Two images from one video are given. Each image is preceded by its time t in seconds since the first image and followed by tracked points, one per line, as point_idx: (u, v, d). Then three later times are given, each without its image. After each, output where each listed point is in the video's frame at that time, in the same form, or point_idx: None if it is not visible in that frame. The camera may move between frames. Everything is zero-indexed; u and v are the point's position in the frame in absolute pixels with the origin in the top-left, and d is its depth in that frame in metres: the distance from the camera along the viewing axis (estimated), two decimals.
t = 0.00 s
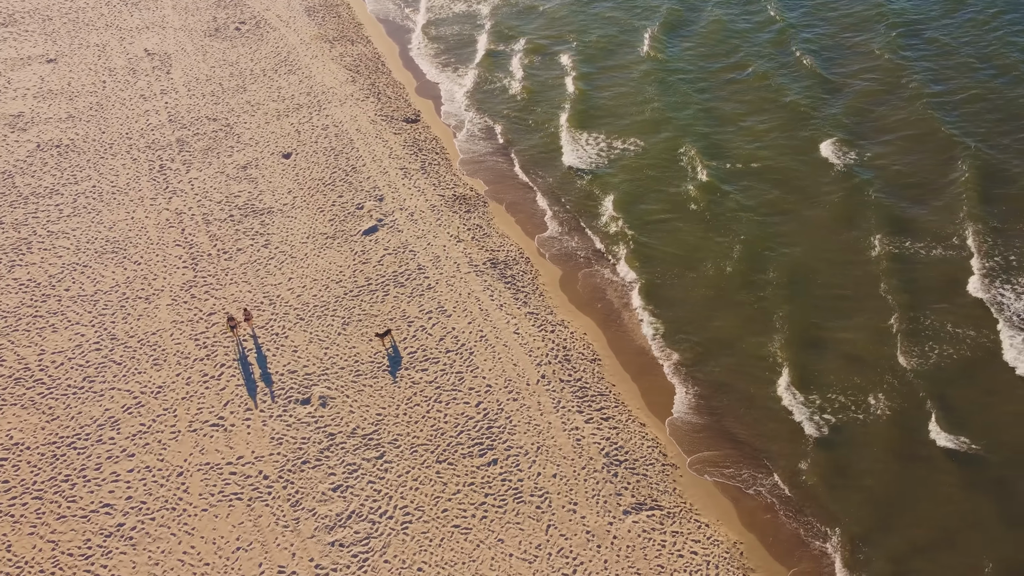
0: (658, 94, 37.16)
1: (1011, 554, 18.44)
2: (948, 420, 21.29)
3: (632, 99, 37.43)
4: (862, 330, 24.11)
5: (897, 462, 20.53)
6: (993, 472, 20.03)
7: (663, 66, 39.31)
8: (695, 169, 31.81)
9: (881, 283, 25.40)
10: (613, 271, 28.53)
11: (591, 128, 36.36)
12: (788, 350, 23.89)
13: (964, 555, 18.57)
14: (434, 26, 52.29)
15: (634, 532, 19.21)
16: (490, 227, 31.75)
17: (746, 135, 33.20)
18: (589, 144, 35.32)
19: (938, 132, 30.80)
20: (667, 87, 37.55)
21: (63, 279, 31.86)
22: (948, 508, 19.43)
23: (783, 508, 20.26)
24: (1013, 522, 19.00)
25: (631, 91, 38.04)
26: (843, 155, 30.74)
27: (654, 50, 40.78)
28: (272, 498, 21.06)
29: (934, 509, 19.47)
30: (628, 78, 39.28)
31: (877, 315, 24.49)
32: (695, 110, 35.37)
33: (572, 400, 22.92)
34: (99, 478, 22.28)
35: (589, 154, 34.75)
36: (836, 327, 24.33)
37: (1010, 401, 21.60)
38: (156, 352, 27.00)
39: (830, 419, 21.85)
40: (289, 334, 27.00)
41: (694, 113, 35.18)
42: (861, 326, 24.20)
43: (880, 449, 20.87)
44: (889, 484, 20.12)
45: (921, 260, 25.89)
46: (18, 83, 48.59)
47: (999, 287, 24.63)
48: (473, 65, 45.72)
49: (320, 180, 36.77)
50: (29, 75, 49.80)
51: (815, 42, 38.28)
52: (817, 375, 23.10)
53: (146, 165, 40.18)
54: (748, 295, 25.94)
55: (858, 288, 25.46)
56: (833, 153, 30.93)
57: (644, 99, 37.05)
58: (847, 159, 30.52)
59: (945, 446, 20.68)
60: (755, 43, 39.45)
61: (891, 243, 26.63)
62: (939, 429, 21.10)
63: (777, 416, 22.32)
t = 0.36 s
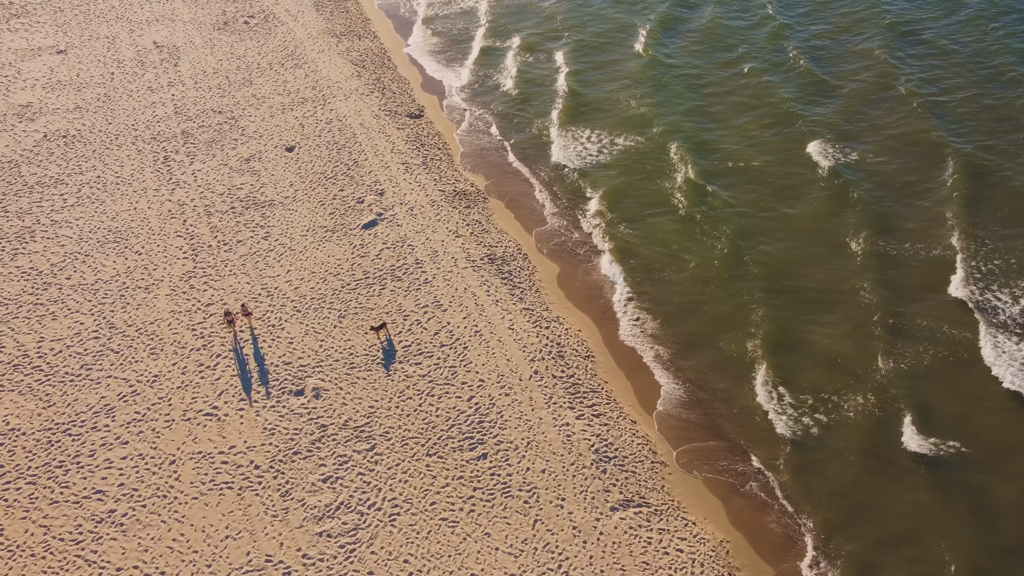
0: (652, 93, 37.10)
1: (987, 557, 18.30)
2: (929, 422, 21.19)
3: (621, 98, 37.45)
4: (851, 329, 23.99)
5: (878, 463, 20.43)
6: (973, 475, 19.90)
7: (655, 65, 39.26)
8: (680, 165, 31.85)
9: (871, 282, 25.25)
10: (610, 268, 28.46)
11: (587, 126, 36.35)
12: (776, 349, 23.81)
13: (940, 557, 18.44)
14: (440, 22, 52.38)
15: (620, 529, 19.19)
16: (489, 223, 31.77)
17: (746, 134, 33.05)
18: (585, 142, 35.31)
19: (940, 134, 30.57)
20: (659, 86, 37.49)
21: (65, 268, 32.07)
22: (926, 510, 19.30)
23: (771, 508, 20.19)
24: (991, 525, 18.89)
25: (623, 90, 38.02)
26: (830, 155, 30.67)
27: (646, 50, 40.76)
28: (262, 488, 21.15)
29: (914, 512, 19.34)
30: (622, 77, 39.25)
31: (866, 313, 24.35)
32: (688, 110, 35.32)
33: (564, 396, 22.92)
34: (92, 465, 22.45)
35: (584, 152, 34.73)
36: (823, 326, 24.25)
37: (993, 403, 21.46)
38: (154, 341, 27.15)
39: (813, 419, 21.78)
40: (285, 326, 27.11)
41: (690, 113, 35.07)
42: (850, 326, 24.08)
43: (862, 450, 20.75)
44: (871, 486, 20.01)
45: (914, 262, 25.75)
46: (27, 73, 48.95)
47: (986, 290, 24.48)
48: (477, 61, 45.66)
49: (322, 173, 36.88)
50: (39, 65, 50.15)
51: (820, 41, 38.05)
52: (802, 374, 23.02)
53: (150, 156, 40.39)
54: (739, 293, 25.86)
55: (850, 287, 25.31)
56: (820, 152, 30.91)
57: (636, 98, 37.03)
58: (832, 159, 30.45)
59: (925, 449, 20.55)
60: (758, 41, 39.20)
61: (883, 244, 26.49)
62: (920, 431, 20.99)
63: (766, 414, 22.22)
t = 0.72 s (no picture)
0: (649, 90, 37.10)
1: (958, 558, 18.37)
2: (910, 423, 21.26)
3: (613, 95, 37.55)
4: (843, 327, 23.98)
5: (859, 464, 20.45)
6: (951, 476, 19.91)
7: (649, 63, 39.28)
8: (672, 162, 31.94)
9: (862, 281, 25.25)
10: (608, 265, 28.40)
11: (586, 123, 36.38)
12: (767, 349, 23.80)
13: (913, 554, 18.51)
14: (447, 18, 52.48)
15: (607, 525, 19.19)
16: (489, 219, 31.78)
17: (748, 131, 32.92)
18: (586, 139, 35.27)
19: (942, 135, 30.42)
20: (654, 83, 37.49)
21: (67, 256, 32.30)
22: (902, 509, 19.33)
23: (759, 508, 20.12)
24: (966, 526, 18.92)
25: (616, 87, 38.09)
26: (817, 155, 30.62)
27: (640, 48, 40.79)
28: (253, 477, 21.27)
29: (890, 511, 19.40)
30: (616, 75, 39.29)
31: (856, 310, 24.33)
32: (687, 108, 35.31)
33: (557, 392, 22.92)
34: (86, 451, 22.61)
35: (588, 148, 34.67)
36: (814, 326, 24.21)
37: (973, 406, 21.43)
38: (152, 330, 27.32)
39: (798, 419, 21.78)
40: (282, 318, 27.23)
41: (691, 110, 35.03)
42: (842, 324, 24.06)
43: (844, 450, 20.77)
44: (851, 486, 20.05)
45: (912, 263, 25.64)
46: (36, 64, 49.28)
47: (977, 293, 24.38)
48: (482, 57, 45.67)
49: (324, 167, 37.00)
50: (49, 56, 50.50)
51: (825, 41, 37.88)
52: (791, 374, 23.00)
53: (156, 148, 40.62)
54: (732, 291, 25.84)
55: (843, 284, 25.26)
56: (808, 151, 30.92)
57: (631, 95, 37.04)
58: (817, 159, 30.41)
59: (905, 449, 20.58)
60: (764, 39, 39.02)
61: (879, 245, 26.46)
62: (901, 432, 21.00)
63: (756, 413, 22.15)
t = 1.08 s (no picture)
0: (650, 87, 37.07)
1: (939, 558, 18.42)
2: (894, 424, 21.28)
3: (612, 92, 37.56)
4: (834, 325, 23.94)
5: (846, 464, 20.44)
6: (936, 476, 19.92)
7: (649, 61, 39.28)
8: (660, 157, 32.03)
9: (856, 280, 25.21)
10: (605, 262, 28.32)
11: (587, 118, 36.35)
12: (757, 347, 23.81)
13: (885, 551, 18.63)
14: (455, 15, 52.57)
15: (594, 521, 19.17)
16: (489, 215, 31.78)
17: (750, 129, 32.77)
18: (590, 135, 35.18)
19: (944, 137, 30.27)
20: (655, 81, 37.48)
21: (70, 245, 32.54)
22: (879, 509, 19.40)
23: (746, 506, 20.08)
24: (949, 526, 18.98)
25: (608, 86, 38.19)
26: (804, 154, 30.63)
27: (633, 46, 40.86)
28: (245, 467, 21.37)
29: (875, 511, 19.37)
30: (614, 72, 39.26)
31: (847, 309, 24.33)
32: (688, 106, 35.26)
33: (549, 388, 22.92)
34: (81, 438, 22.78)
35: (593, 144, 34.53)
36: (804, 324, 24.18)
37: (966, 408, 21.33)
38: (151, 320, 27.49)
39: (788, 417, 21.79)
40: (280, 309, 27.35)
41: (693, 109, 34.93)
42: (833, 322, 24.02)
43: (832, 450, 20.76)
44: (837, 484, 20.04)
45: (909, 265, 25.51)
46: (46, 55, 49.64)
47: (973, 295, 24.27)
48: (487, 54, 45.69)
49: (327, 161, 37.12)
50: (59, 48, 50.86)
51: (830, 40, 37.71)
52: (780, 371, 23.00)
53: (161, 139, 40.85)
54: (724, 289, 25.85)
55: (838, 282, 25.16)
56: (796, 149, 30.95)
57: (632, 92, 37.04)
58: (804, 158, 30.42)
59: (894, 450, 20.57)
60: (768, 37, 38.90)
61: (877, 245, 26.33)
62: (890, 434, 20.99)
63: (747, 411, 22.15)
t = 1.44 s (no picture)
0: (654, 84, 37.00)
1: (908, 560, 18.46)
2: (879, 424, 21.30)
3: (614, 88, 37.51)
4: (828, 324, 23.97)
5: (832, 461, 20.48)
6: (918, 477, 19.95)
7: (652, 59, 39.24)
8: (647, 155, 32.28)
9: (852, 281, 25.24)
10: (604, 259, 28.26)
11: (589, 115, 36.29)
12: (750, 343, 23.82)
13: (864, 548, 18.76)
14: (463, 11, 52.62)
15: (582, 517, 19.19)
16: (489, 211, 31.78)
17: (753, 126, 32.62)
18: (584, 131, 35.35)
19: (949, 140, 30.11)
20: (658, 78, 37.46)
21: (73, 235, 32.77)
22: (858, 507, 19.49)
23: (732, 505, 20.06)
24: (920, 528, 19.00)
25: (600, 85, 38.24)
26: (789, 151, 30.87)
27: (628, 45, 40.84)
28: (237, 456, 21.50)
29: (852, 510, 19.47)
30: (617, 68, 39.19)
31: (842, 310, 24.39)
32: (691, 104, 35.18)
33: (542, 383, 22.93)
34: (77, 425, 22.97)
35: (587, 140, 34.70)
36: (795, 320, 24.18)
37: (956, 409, 21.31)
38: (150, 309, 27.67)
39: (775, 412, 21.82)
40: (278, 301, 27.48)
41: (696, 107, 34.86)
42: (827, 321, 24.04)
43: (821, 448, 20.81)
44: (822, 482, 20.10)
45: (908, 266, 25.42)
46: (56, 46, 49.98)
47: (969, 296, 24.22)
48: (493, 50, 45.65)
49: (330, 154, 37.23)
50: (70, 39, 51.20)
51: (837, 40, 37.49)
52: (769, 367, 23.02)
53: (167, 131, 41.06)
54: (717, 285, 25.86)
55: (834, 284, 25.21)
56: (783, 146, 31.17)
57: (633, 89, 37.03)
58: (789, 155, 30.65)
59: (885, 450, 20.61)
60: (774, 37, 38.76)
61: (876, 247, 26.24)
62: (879, 435, 21.02)
63: (737, 407, 22.18)
